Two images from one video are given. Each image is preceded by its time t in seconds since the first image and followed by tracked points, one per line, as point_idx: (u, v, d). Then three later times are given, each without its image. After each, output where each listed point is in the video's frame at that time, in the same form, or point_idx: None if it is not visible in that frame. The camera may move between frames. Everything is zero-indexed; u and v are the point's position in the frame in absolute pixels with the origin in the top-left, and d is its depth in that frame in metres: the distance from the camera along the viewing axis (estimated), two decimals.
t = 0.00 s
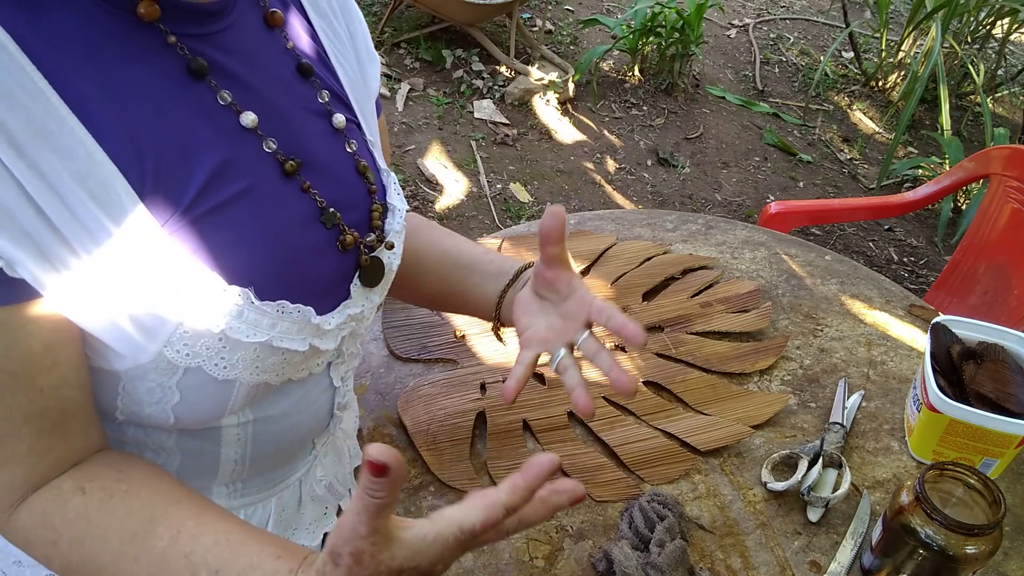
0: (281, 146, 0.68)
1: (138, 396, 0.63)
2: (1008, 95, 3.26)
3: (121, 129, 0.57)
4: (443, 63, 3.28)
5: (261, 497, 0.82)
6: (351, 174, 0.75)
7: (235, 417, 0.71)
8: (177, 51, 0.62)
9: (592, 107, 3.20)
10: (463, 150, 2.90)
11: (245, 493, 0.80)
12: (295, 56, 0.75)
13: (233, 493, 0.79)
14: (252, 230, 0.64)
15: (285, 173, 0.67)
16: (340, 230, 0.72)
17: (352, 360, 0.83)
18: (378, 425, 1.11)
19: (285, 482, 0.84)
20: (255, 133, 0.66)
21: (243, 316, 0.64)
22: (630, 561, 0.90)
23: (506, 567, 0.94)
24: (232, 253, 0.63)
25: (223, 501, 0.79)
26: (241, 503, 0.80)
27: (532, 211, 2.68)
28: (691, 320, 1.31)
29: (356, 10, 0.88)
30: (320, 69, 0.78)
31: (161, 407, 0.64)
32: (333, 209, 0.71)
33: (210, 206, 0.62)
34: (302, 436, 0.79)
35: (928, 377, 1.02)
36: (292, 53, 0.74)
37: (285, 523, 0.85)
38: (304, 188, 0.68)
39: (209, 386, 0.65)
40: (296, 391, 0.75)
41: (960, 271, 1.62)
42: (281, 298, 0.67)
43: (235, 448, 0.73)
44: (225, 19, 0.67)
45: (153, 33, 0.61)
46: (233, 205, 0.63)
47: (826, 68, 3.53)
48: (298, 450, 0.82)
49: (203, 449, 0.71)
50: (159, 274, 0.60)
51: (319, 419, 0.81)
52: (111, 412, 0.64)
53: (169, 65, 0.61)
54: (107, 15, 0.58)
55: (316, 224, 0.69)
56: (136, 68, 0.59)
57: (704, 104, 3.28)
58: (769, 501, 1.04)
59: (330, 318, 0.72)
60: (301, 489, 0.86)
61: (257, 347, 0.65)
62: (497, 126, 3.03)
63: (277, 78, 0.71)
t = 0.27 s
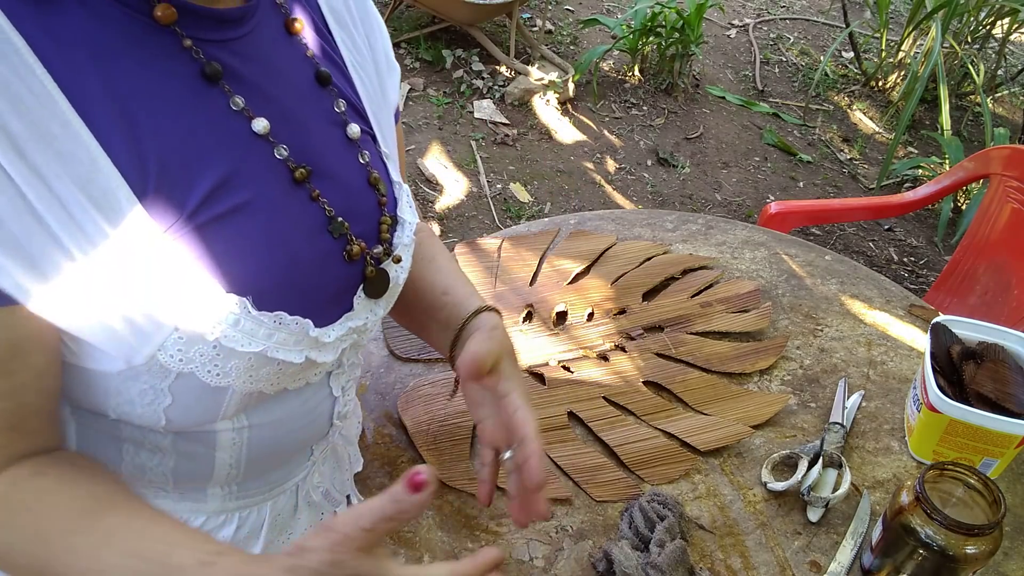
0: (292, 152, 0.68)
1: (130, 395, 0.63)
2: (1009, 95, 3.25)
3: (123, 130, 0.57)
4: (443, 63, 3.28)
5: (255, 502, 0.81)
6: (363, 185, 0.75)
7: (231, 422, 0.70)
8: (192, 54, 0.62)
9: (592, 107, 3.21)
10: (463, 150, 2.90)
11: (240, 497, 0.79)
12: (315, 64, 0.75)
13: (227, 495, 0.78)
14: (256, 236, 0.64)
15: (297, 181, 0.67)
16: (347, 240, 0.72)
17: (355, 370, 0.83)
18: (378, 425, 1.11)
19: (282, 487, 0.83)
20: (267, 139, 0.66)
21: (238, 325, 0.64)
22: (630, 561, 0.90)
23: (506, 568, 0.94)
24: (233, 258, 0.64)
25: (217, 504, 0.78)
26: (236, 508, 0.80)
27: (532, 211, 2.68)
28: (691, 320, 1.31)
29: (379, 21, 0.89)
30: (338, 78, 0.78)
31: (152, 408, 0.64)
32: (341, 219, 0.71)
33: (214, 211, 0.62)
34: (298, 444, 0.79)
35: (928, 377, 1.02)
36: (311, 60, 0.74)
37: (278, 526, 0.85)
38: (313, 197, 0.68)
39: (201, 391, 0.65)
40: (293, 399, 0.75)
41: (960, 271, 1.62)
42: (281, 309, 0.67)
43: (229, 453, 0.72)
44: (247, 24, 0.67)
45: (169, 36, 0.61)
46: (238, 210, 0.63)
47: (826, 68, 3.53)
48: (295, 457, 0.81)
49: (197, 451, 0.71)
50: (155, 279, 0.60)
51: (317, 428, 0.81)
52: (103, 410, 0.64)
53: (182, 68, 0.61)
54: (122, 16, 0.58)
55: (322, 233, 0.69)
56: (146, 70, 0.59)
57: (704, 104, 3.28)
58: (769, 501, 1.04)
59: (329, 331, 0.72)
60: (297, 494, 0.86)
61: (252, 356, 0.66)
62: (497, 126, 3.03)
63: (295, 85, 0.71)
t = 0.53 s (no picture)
0: (295, 154, 0.68)
1: (119, 384, 0.62)
2: (1009, 95, 3.25)
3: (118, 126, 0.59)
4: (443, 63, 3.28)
5: (251, 501, 0.79)
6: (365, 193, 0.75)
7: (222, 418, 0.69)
8: (201, 52, 0.63)
9: (592, 107, 3.20)
10: (463, 150, 2.90)
11: (235, 496, 0.77)
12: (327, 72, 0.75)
13: (224, 493, 0.76)
14: (250, 232, 0.64)
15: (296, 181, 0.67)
16: (346, 243, 0.71)
17: (354, 375, 0.81)
18: (378, 425, 1.11)
19: (280, 487, 0.81)
20: (271, 140, 0.66)
21: (227, 316, 0.63)
22: (630, 561, 0.90)
23: (506, 568, 0.94)
24: (226, 253, 0.64)
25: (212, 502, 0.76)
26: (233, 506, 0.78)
27: (532, 211, 2.68)
28: (691, 320, 1.31)
29: (397, 33, 0.88)
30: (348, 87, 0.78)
31: (140, 399, 0.63)
32: (341, 222, 0.71)
33: (209, 206, 0.63)
34: (293, 442, 0.78)
35: (928, 377, 1.02)
36: (322, 67, 0.75)
37: (275, 527, 0.83)
38: (313, 199, 0.68)
39: (190, 383, 0.63)
40: (286, 396, 0.74)
41: (960, 271, 1.62)
42: (270, 302, 0.66)
43: (222, 450, 0.72)
44: (257, 27, 0.68)
45: (180, 34, 0.62)
46: (233, 206, 0.64)
47: (826, 68, 3.53)
48: (290, 459, 0.80)
49: (190, 446, 0.70)
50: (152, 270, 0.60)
51: (310, 430, 0.79)
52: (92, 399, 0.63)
53: (189, 67, 0.62)
54: (134, 13, 0.60)
55: (320, 235, 0.69)
56: (148, 65, 0.60)
57: (704, 104, 3.28)
58: (769, 501, 1.04)
59: (323, 330, 0.70)
60: (295, 495, 0.84)
61: (240, 348, 0.64)
62: (497, 126, 3.03)
63: (303, 89, 0.71)
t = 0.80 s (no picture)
0: (300, 149, 0.69)
1: (133, 377, 0.63)
2: (1009, 95, 3.26)
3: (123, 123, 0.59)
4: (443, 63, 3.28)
5: (261, 491, 0.81)
6: (359, 174, 0.76)
7: (230, 405, 0.71)
8: (204, 53, 0.64)
9: (592, 107, 3.20)
10: (463, 150, 2.90)
11: (249, 485, 0.79)
12: (304, 54, 0.76)
13: (233, 481, 0.78)
14: (260, 226, 0.66)
15: (301, 174, 0.69)
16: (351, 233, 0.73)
17: (357, 352, 0.83)
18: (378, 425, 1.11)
19: (287, 476, 0.84)
20: (277, 136, 0.68)
21: (237, 297, 0.64)
22: (630, 561, 0.90)
23: (506, 567, 0.94)
24: (235, 246, 0.65)
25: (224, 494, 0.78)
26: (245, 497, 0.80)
27: (532, 211, 2.68)
28: (691, 320, 1.31)
29: (361, 20, 0.90)
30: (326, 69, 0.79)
31: (154, 387, 0.64)
32: (345, 213, 0.72)
33: (216, 201, 0.64)
34: (301, 426, 0.80)
35: (928, 377, 1.02)
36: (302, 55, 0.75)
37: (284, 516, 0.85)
38: (319, 191, 0.70)
39: (202, 366, 0.65)
40: (293, 378, 0.75)
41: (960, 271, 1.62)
42: (276, 281, 0.67)
43: (233, 437, 0.73)
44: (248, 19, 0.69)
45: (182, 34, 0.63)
46: (242, 200, 0.65)
47: (826, 68, 3.53)
48: (298, 444, 0.82)
49: (199, 435, 0.72)
50: (159, 261, 0.61)
51: (315, 411, 0.81)
52: (106, 394, 0.64)
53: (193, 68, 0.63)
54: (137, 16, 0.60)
55: (326, 225, 0.70)
56: (152, 66, 0.61)
57: (704, 104, 3.28)
58: (769, 501, 1.04)
59: (328, 307, 0.72)
60: (302, 484, 0.86)
61: (251, 329, 0.66)
62: (497, 126, 3.03)
63: (290, 75, 0.72)
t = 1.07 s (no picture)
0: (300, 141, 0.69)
1: (176, 379, 0.62)
2: (1009, 95, 3.25)
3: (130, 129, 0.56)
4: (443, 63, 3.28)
5: (279, 482, 0.83)
6: (347, 156, 0.75)
7: (263, 399, 0.71)
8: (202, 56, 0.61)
9: (592, 107, 3.20)
10: (463, 150, 2.90)
11: (269, 477, 0.81)
12: (276, 38, 0.73)
13: (255, 475, 0.79)
14: (278, 224, 0.64)
15: (308, 169, 0.68)
16: (356, 221, 0.74)
17: (364, 334, 0.84)
18: (379, 426, 1.11)
19: (301, 465, 0.86)
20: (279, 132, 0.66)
21: (274, 291, 0.64)
22: (630, 561, 0.90)
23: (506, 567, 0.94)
24: (254, 247, 0.63)
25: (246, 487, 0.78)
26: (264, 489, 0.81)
27: (532, 211, 2.68)
28: (691, 320, 1.31)
29: None
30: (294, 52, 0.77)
31: (198, 390, 0.63)
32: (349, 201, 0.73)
33: (230, 203, 0.62)
34: (319, 412, 0.81)
35: (928, 377, 1.02)
36: (272, 36, 0.72)
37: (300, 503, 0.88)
38: (324, 182, 0.70)
39: (242, 364, 0.64)
40: (314, 364, 0.76)
41: (960, 271, 1.62)
42: (305, 272, 0.67)
43: (262, 428, 0.73)
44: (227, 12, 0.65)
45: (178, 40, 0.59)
46: (260, 201, 0.63)
47: (826, 68, 3.53)
48: (313, 429, 0.83)
49: (230, 432, 0.71)
50: (176, 256, 0.58)
51: (331, 398, 0.82)
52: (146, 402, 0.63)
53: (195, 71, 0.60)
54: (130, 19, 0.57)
55: (337, 218, 0.71)
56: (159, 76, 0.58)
57: (704, 104, 3.28)
58: (769, 500, 1.04)
59: (347, 289, 0.73)
60: (315, 471, 0.89)
61: (287, 322, 0.66)
62: (497, 126, 3.03)
63: (272, 63, 0.70)
